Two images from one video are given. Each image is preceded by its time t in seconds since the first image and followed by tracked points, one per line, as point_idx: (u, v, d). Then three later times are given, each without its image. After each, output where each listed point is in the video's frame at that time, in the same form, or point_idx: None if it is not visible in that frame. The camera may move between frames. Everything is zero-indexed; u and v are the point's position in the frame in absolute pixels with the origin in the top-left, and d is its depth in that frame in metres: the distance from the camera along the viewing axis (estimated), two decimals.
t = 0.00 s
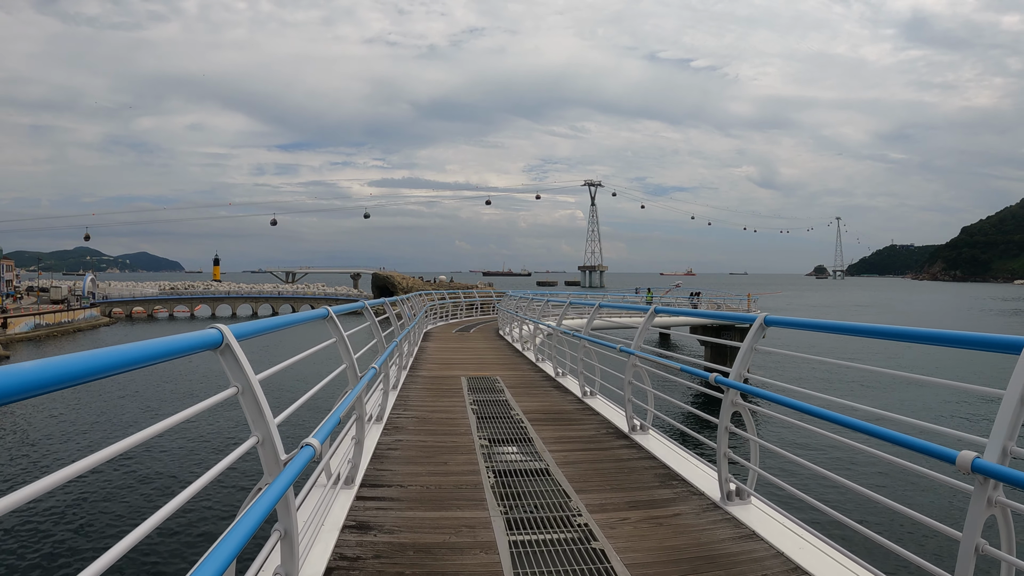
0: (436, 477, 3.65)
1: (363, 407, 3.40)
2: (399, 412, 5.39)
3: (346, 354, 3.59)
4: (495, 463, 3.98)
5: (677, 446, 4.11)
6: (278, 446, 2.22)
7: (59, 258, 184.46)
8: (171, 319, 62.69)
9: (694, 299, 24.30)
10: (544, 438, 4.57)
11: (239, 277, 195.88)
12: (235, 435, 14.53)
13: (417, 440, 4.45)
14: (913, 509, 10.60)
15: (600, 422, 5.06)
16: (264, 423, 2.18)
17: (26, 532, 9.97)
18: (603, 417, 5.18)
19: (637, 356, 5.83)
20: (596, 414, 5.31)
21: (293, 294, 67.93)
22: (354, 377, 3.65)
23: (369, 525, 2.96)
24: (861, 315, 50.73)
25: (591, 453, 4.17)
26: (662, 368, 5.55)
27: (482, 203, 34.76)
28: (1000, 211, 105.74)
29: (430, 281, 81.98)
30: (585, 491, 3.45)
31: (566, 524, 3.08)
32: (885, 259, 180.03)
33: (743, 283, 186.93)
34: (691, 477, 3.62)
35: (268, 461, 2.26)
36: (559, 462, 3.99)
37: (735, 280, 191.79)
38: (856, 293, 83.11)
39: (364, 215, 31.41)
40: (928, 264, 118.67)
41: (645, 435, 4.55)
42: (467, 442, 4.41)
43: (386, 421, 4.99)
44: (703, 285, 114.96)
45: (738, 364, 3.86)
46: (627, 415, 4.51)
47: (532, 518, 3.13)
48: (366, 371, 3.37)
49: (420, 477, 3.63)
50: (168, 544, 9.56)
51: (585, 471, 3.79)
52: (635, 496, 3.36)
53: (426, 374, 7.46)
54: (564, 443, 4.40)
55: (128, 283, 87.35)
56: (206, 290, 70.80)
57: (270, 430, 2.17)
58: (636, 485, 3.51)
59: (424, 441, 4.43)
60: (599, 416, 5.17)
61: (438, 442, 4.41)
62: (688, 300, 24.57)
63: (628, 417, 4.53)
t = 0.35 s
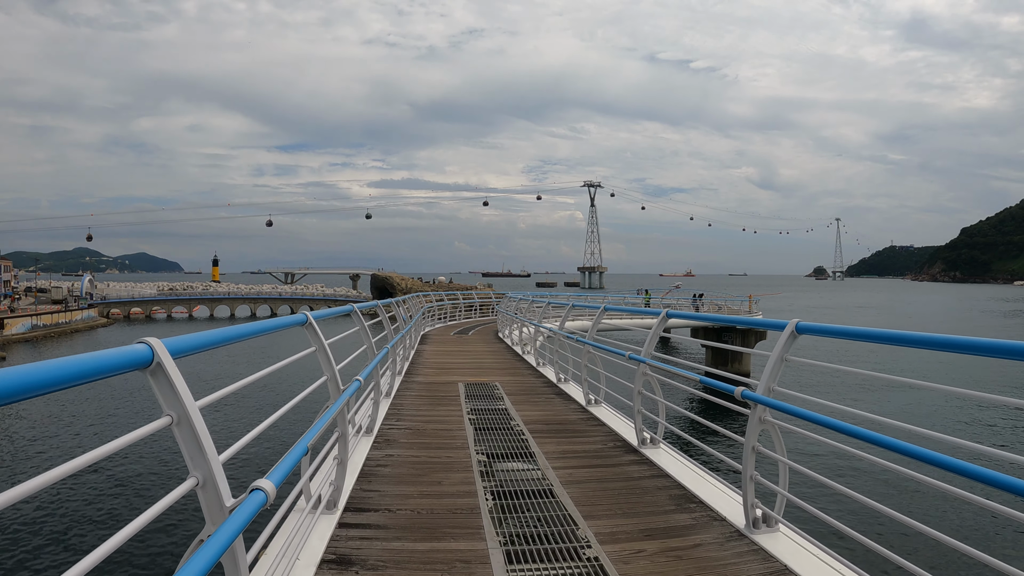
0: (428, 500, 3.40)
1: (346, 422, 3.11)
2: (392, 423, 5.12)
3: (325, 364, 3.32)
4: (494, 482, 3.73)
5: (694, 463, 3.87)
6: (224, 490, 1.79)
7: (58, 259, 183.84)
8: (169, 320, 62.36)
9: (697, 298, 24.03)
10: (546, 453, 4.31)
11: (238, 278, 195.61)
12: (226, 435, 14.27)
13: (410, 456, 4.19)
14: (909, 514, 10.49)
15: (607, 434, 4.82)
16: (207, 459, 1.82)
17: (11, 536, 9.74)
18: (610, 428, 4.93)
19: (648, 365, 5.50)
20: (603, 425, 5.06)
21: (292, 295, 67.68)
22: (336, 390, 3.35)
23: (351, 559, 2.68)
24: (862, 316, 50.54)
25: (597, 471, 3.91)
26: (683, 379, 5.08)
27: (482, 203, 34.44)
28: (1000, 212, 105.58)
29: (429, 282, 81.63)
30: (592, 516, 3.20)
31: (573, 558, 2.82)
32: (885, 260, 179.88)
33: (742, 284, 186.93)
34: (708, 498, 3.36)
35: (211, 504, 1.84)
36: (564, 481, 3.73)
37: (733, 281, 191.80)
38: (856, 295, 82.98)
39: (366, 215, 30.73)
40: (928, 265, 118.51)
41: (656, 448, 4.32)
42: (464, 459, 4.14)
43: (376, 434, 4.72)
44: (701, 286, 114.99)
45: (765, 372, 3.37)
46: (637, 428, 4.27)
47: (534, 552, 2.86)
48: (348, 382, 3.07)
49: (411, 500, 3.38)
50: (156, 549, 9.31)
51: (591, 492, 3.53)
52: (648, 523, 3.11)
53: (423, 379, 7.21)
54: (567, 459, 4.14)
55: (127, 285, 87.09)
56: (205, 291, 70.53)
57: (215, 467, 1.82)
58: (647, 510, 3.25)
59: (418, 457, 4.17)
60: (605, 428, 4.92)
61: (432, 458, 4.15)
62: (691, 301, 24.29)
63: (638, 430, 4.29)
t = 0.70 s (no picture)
0: (419, 530, 3.12)
1: (323, 444, 2.85)
2: (383, 435, 4.83)
3: (300, 376, 2.85)
4: (494, 508, 3.46)
5: (713, 485, 3.61)
6: None
7: (57, 257, 183.56)
8: (167, 319, 62.05)
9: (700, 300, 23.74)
10: (550, 472, 4.05)
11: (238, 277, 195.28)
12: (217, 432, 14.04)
13: (402, 475, 3.91)
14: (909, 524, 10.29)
15: (615, 448, 4.55)
16: (100, 525, 1.14)
17: None
18: (619, 441, 4.68)
19: (663, 375, 5.02)
20: (612, 438, 4.80)
21: (291, 294, 67.44)
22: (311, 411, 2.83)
23: None
24: (862, 317, 50.45)
25: (605, 494, 3.64)
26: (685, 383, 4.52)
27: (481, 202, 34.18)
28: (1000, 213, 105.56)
29: (428, 281, 81.43)
30: (607, 553, 2.91)
31: None
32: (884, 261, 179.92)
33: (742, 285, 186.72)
34: (733, 528, 3.11)
35: None
36: (573, 506, 3.47)
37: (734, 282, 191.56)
38: (856, 295, 82.92)
39: (370, 215, 31.93)
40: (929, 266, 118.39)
41: (672, 466, 4.05)
42: (461, 479, 3.86)
43: (364, 449, 4.41)
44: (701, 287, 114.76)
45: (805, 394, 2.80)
46: (651, 444, 4.00)
47: None
48: (327, 399, 2.85)
49: (400, 530, 3.10)
50: (142, 544, 9.07)
51: (600, 520, 3.26)
52: (672, 561, 2.83)
53: (418, 385, 6.93)
54: (572, 479, 3.88)
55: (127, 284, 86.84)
56: (204, 291, 70.28)
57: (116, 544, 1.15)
58: (668, 543, 2.98)
59: (409, 477, 3.89)
60: (615, 442, 4.66)
61: (426, 478, 3.87)
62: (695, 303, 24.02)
63: (651, 446, 4.04)
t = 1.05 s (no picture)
0: (420, 559, 2.94)
1: (310, 464, 2.62)
2: (382, 448, 4.63)
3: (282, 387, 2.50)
4: (503, 533, 3.28)
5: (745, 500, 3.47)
6: None
7: (57, 258, 182.32)
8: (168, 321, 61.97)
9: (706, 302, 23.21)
10: (566, 488, 3.88)
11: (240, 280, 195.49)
12: (216, 434, 13.91)
13: (406, 493, 3.73)
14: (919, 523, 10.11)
15: (634, 460, 4.40)
16: None
17: None
18: (638, 452, 4.53)
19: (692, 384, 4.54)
20: (629, 448, 4.65)
21: (292, 296, 67.37)
22: (296, 426, 2.58)
23: None
24: (864, 317, 50.25)
25: (627, 515, 3.47)
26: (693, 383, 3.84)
27: (483, 204, 34.10)
28: (1002, 213, 105.36)
29: (429, 283, 81.30)
30: None
31: None
32: (886, 262, 179.62)
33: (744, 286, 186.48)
34: (777, 554, 2.95)
35: None
36: (594, 529, 3.30)
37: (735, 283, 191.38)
38: (858, 296, 82.83)
39: (375, 215, 33.12)
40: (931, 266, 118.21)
41: (697, 480, 3.87)
42: (464, 500, 3.66)
43: (361, 462, 4.21)
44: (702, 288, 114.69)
45: (869, 409, 2.40)
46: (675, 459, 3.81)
47: None
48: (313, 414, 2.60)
49: (399, 562, 2.91)
50: (141, 548, 8.93)
51: (624, 546, 3.10)
52: None
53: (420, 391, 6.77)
54: (588, 498, 3.71)
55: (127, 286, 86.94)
56: (205, 293, 70.21)
57: None
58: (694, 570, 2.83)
59: (412, 495, 3.72)
60: (631, 454, 4.51)
61: (430, 498, 3.69)
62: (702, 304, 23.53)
63: (676, 461, 3.86)
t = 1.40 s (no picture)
0: None
1: (283, 500, 2.24)
2: (376, 466, 4.35)
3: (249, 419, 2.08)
4: (512, 568, 2.97)
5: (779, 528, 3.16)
6: None
7: (60, 259, 182.85)
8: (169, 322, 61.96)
9: (711, 304, 23.16)
10: (579, 513, 3.57)
11: (240, 280, 195.51)
12: (215, 440, 13.77)
13: (401, 520, 3.41)
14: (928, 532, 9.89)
15: (652, 479, 4.15)
16: None
17: None
18: (655, 470, 4.27)
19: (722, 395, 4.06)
20: (645, 466, 4.40)
21: (293, 297, 67.42)
22: (267, 457, 2.14)
23: None
24: (866, 320, 50.05)
25: (647, 546, 3.14)
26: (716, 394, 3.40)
27: (484, 206, 33.95)
28: (1005, 215, 105.02)
29: (430, 284, 81.28)
30: None
31: None
32: (889, 263, 179.19)
33: (745, 287, 186.36)
34: None
35: None
36: (611, 565, 2.95)
37: (736, 285, 191.23)
38: (860, 299, 82.59)
39: (379, 220, 34.48)
40: (933, 268, 117.98)
41: (723, 504, 3.60)
42: (470, 527, 3.36)
43: (351, 482, 3.87)
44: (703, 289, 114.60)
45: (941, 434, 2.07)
46: (698, 480, 3.56)
47: None
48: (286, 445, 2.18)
49: None
50: (139, 557, 8.79)
51: None
52: None
53: (418, 403, 6.51)
54: (604, 525, 3.40)
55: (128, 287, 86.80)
56: (206, 294, 70.26)
57: None
58: None
59: (406, 522, 3.39)
60: (648, 469, 4.34)
61: (425, 525, 3.37)
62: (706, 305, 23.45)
63: (700, 482, 3.57)
